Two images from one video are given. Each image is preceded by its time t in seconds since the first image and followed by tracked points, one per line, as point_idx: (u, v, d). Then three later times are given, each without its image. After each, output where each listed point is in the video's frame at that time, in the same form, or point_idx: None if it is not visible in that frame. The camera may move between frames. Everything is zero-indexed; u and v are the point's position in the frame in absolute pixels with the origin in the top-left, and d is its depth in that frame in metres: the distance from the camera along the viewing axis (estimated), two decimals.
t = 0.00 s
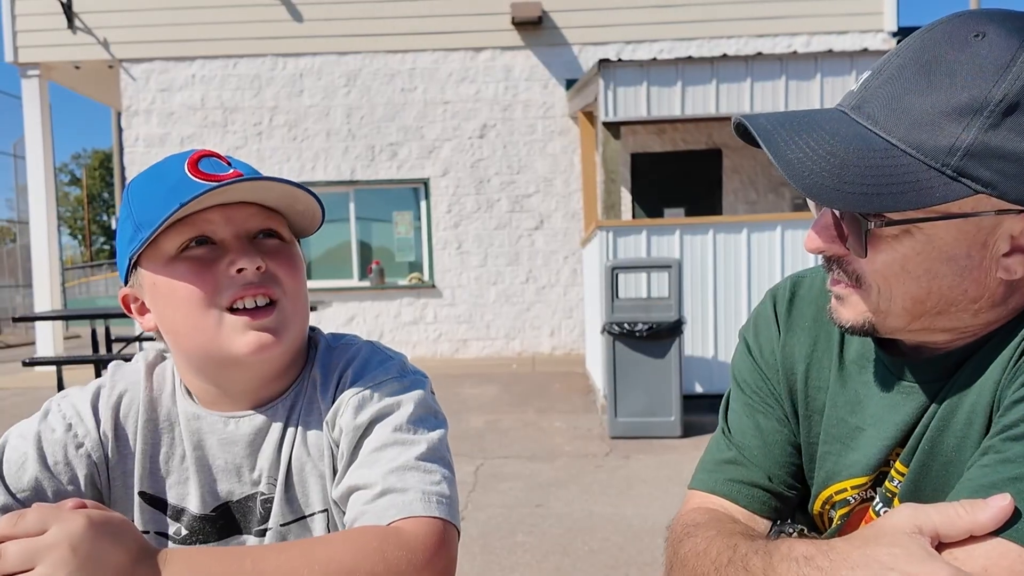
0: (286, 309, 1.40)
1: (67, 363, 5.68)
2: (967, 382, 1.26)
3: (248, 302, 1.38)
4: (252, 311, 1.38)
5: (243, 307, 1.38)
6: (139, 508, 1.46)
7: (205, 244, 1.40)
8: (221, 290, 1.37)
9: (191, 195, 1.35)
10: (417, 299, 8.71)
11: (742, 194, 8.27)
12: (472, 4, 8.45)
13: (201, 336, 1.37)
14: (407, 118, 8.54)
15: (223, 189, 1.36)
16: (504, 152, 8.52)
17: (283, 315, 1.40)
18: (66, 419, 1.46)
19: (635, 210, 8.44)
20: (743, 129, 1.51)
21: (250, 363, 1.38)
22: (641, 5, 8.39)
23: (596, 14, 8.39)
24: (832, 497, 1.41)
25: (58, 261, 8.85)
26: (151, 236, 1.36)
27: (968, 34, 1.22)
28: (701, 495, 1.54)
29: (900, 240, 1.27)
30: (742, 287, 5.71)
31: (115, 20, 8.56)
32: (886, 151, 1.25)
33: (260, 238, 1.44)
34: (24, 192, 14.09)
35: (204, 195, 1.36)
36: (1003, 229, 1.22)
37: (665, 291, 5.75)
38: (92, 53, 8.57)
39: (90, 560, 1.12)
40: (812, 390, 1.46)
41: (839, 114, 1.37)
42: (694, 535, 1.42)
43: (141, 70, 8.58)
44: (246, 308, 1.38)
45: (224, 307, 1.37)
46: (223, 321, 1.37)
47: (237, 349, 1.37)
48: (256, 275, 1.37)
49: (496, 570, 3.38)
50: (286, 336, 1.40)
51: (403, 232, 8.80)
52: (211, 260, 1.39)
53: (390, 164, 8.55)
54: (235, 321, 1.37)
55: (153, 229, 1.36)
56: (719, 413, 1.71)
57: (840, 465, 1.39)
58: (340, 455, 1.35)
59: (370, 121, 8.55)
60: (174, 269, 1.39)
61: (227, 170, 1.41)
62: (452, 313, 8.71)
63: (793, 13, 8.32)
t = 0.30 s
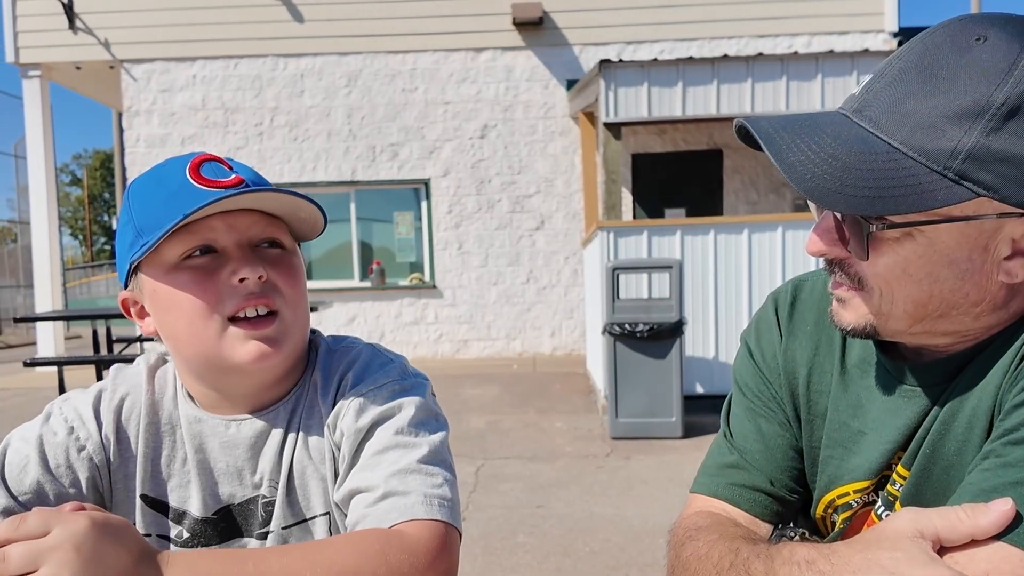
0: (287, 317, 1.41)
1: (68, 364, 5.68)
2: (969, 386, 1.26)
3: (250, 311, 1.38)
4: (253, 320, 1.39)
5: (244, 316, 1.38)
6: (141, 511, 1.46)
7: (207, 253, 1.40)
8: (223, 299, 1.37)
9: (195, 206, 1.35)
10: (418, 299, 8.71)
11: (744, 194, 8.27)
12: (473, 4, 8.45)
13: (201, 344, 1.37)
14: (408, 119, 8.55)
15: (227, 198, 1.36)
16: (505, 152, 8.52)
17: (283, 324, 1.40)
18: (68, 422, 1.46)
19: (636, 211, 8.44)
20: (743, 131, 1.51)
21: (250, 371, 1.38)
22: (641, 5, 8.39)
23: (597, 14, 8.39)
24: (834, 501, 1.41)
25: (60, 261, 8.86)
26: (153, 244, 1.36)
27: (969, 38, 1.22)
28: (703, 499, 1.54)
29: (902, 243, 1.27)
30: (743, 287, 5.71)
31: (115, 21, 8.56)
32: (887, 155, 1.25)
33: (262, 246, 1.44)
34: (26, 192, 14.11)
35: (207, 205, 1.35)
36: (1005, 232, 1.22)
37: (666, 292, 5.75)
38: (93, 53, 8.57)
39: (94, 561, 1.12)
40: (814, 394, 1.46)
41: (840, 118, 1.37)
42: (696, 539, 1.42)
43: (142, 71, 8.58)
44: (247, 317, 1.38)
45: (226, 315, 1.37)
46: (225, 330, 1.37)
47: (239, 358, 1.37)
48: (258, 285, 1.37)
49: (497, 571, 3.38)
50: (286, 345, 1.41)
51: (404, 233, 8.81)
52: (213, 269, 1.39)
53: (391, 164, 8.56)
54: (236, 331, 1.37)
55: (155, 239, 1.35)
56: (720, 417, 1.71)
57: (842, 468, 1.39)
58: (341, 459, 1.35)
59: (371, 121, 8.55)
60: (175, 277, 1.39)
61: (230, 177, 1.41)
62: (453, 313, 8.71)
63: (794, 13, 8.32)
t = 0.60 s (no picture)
0: (291, 316, 1.40)
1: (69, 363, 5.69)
2: (972, 381, 1.26)
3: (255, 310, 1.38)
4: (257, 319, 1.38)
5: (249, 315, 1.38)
6: (143, 508, 1.46)
7: (213, 252, 1.39)
8: (227, 298, 1.37)
9: (202, 206, 1.35)
10: (419, 299, 8.71)
11: (744, 194, 8.27)
12: (473, 4, 8.46)
13: (204, 342, 1.37)
14: (408, 119, 8.55)
15: (233, 199, 1.36)
16: (506, 152, 8.52)
17: (288, 324, 1.40)
18: (69, 419, 1.46)
19: (637, 211, 8.44)
20: (747, 124, 1.51)
21: (254, 370, 1.39)
22: (642, 5, 8.38)
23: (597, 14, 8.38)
24: (837, 499, 1.41)
25: (60, 261, 8.86)
26: (159, 243, 1.35)
27: (974, 32, 1.22)
28: (705, 496, 1.54)
29: (906, 238, 1.27)
30: (744, 286, 5.71)
31: (116, 21, 8.57)
32: (893, 149, 1.25)
33: (267, 245, 1.44)
34: (27, 192, 14.12)
35: (214, 205, 1.35)
36: (1009, 228, 1.22)
37: (667, 292, 5.74)
38: (94, 53, 8.58)
39: (96, 556, 1.11)
40: (817, 391, 1.46)
41: (845, 112, 1.36)
42: (699, 536, 1.42)
43: (142, 71, 8.59)
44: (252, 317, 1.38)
45: (231, 315, 1.37)
46: (229, 329, 1.36)
47: (243, 356, 1.37)
48: (263, 285, 1.37)
49: (498, 570, 3.38)
50: (290, 343, 1.41)
51: (405, 233, 8.81)
52: (219, 268, 1.39)
53: (392, 164, 8.56)
54: (241, 330, 1.37)
55: (162, 237, 1.35)
56: (722, 415, 1.71)
57: (845, 466, 1.39)
58: (343, 456, 1.35)
59: (372, 121, 8.55)
60: (181, 276, 1.38)
61: (236, 176, 1.41)
62: (454, 313, 8.71)
63: (794, 13, 8.32)
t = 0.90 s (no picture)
0: (293, 315, 1.41)
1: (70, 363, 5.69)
2: (974, 377, 1.26)
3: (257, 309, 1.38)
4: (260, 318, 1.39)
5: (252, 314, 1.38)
6: (144, 506, 1.46)
7: (217, 249, 1.39)
8: (231, 296, 1.37)
9: (207, 203, 1.35)
10: (420, 299, 8.71)
11: (745, 194, 8.27)
12: (473, 4, 8.46)
13: (206, 339, 1.38)
14: (409, 119, 8.55)
15: (239, 197, 1.36)
16: (506, 152, 8.52)
17: (289, 323, 1.41)
18: (69, 416, 1.46)
19: (637, 211, 8.44)
20: (750, 117, 1.50)
21: (255, 368, 1.39)
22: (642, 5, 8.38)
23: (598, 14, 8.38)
24: (839, 496, 1.41)
25: (61, 260, 8.86)
26: (162, 240, 1.35)
27: (979, 27, 1.22)
28: (705, 494, 1.54)
29: (908, 234, 1.27)
30: (745, 286, 5.70)
31: (117, 21, 8.57)
32: (896, 144, 1.25)
33: (270, 244, 1.44)
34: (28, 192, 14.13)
35: (220, 202, 1.35)
36: (1012, 223, 1.22)
37: (668, 291, 5.74)
38: (94, 53, 8.58)
39: (104, 553, 1.09)
40: (818, 388, 1.46)
41: (848, 107, 1.36)
42: (700, 532, 1.42)
43: (143, 70, 8.59)
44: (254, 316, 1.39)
45: (233, 313, 1.37)
46: (232, 327, 1.37)
47: (245, 354, 1.37)
48: (267, 284, 1.37)
49: (498, 570, 3.38)
50: (291, 341, 1.41)
51: (405, 233, 8.82)
52: (222, 266, 1.39)
53: (392, 164, 8.55)
54: (243, 328, 1.37)
55: (166, 234, 1.35)
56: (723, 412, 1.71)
57: (847, 463, 1.39)
58: (344, 452, 1.35)
59: (372, 121, 8.55)
60: (183, 273, 1.38)
61: (241, 173, 1.41)
62: (454, 313, 8.71)
63: (795, 13, 8.32)
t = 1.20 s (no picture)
0: (292, 313, 1.40)
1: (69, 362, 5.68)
2: (975, 372, 1.25)
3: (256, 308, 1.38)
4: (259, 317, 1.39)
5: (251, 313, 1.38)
6: (143, 503, 1.46)
7: (215, 248, 1.39)
8: (229, 295, 1.36)
9: (206, 203, 1.34)
10: (420, 298, 8.71)
11: (745, 193, 8.27)
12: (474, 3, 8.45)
13: (204, 337, 1.37)
14: (409, 118, 8.55)
15: (238, 196, 1.36)
16: (506, 151, 8.51)
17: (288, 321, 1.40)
18: (68, 413, 1.46)
19: (638, 210, 8.43)
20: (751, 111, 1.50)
21: (254, 366, 1.39)
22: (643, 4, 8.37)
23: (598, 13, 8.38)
24: (839, 492, 1.40)
25: (61, 260, 8.85)
26: (161, 240, 1.35)
27: (981, 20, 1.21)
28: (705, 490, 1.54)
29: (910, 227, 1.26)
30: (745, 285, 5.70)
31: (118, 20, 8.57)
32: (896, 136, 1.24)
33: (269, 242, 1.44)
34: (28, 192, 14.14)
35: (218, 201, 1.34)
36: (1013, 217, 1.22)
37: (668, 290, 5.74)
38: (94, 53, 8.58)
39: (109, 540, 1.10)
40: (818, 384, 1.46)
41: (849, 100, 1.36)
42: (699, 528, 1.41)
43: (144, 70, 8.59)
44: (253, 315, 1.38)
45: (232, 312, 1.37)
46: (230, 326, 1.36)
47: (244, 353, 1.37)
48: (266, 282, 1.37)
49: (498, 569, 3.38)
50: (290, 338, 1.41)
51: (406, 232, 8.82)
52: (220, 265, 1.38)
53: (392, 163, 8.55)
54: (241, 326, 1.36)
55: (165, 234, 1.35)
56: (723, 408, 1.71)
57: (847, 459, 1.38)
58: (343, 449, 1.35)
59: (373, 120, 8.55)
60: (182, 272, 1.38)
61: (240, 172, 1.41)
62: (455, 312, 8.71)
63: (795, 12, 8.31)
